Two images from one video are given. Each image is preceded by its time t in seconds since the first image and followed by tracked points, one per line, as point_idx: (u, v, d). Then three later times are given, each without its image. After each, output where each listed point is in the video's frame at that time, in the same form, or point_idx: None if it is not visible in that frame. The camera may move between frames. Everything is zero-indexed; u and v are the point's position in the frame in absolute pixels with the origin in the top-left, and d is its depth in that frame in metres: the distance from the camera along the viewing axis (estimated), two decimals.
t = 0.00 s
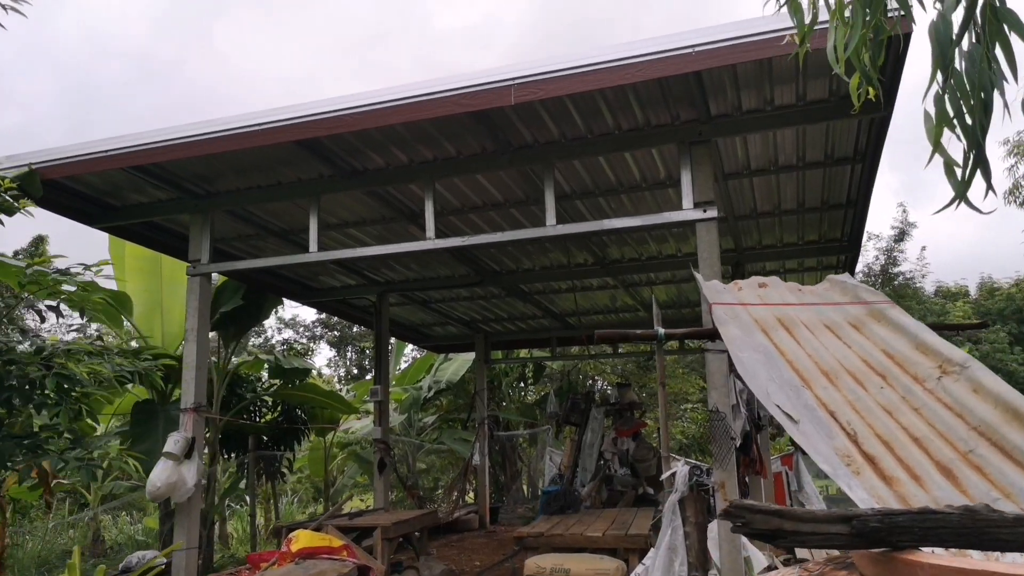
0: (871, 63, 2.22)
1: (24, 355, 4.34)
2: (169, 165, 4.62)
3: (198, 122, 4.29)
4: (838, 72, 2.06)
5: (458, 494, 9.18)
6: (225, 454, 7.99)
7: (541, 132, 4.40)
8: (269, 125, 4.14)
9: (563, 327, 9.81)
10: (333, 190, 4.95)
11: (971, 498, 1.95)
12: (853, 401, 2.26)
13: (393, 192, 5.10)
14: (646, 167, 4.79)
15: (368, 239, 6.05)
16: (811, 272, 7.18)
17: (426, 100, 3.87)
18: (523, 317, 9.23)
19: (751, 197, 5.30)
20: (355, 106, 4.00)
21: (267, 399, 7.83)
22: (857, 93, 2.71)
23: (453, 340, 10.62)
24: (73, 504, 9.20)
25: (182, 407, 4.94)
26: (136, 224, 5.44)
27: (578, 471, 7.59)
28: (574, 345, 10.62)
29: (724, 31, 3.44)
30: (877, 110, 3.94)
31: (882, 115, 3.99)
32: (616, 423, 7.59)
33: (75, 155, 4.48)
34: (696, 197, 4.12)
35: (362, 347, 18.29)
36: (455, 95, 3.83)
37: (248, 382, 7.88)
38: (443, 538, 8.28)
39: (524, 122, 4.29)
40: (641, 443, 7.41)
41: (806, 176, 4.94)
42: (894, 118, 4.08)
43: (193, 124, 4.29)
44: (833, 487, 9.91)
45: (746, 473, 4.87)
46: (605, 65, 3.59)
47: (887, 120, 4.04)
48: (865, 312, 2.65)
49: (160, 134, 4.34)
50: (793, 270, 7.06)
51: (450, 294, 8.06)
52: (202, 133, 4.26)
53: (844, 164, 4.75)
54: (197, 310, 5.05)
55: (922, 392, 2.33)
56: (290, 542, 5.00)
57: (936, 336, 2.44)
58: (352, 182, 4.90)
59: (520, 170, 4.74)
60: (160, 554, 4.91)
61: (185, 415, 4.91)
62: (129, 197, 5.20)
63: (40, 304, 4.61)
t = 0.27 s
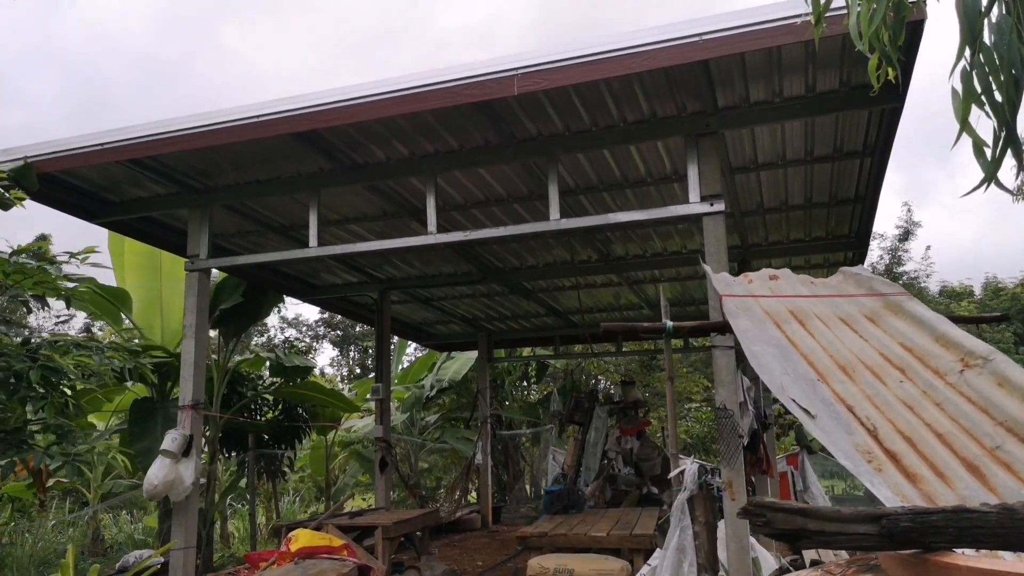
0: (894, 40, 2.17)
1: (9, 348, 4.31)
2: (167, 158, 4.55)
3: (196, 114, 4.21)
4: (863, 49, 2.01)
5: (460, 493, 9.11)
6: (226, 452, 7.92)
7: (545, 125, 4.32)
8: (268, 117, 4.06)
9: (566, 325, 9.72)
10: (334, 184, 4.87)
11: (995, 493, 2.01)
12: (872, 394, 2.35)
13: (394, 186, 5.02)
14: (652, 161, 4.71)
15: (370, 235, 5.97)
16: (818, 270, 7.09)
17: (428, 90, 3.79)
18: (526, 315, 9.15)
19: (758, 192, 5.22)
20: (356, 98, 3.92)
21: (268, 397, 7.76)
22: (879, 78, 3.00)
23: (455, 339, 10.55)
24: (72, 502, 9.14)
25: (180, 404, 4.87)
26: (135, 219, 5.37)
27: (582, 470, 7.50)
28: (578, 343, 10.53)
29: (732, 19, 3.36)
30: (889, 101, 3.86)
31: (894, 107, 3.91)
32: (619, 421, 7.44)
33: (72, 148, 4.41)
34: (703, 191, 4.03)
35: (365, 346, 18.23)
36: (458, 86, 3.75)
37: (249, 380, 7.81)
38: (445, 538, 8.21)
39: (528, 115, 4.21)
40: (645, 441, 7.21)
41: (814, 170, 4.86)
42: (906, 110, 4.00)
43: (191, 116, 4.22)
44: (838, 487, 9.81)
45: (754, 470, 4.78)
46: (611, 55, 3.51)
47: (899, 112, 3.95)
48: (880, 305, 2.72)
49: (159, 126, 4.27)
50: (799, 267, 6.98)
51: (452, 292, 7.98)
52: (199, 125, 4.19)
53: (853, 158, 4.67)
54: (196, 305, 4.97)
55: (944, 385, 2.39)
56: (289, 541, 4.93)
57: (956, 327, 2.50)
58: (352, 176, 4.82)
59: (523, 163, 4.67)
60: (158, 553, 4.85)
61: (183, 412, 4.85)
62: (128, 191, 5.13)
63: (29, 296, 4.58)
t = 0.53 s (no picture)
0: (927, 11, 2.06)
1: None
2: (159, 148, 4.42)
3: (189, 103, 4.09)
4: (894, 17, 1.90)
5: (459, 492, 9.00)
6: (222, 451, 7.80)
7: (548, 115, 4.20)
8: (262, 106, 3.93)
9: (568, 322, 9.60)
10: (330, 177, 4.75)
11: None
12: (895, 387, 2.33)
13: (393, 179, 4.90)
14: (657, 152, 4.59)
15: (368, 229, 5.85)
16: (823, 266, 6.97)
17: (428, 78, 3.66)
18: (527, 312, 9.03)
19: (765, 185, 5.10)
20: (353, 85, 3.80)
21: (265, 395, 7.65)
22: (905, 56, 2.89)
23: (455, 336, 10.43)
24: (67, 501, 9.02)
25: (173, 402, 4.76)
26: (127, 212, 5.25)
27: (583, 470, 7.40)
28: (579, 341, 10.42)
29: (744, 2, 3.23)
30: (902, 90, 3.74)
31: (907, 95, 3.78)
32: (622, 420, 7.30)
33: (61, 139, 4.29)
34: (711, 182, 3.91)
35: (365, 344, 18.13)
36: (458, 73, 3.62)
37: (245, 378, 7.69)
38: (445, 538, 8.09)
39: (530, 105, 4.09)
40: (648, 440, 7.04)
41: (822, 162, 4.74)
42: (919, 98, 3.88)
43: (184, 105, 4.09)
44: (843, 486, 9.69)
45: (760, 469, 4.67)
46: (616, 40, 3.39)
47: (912, 100, 3.83)
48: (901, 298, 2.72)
49: (151, 116, 4.14)
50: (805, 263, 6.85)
51: (452, 288, 7.86)
52: (192, 115, 4.06)
53: (863, 150, 4.56)
54: (189, 301, 4.85)
55: (974, 380, 2.38)
56: (285, 543, 4.81)
57: (983, 325, 2.50)
58: (350, 168, 4.70)
59: (525, 155, 4.54)
60: (150, 554, 4.73)
61: (176, 411, 4.73)
62: (120, 184, 5.01)
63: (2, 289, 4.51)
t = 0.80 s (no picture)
0: None
1: None
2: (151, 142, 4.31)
3: (182, 95, 3.98)
4: None
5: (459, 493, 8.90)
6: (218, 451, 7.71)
7: (550, 108, 4.10)
8: (256, 97, 3.83)
9: (568, 321, 9.50)
10: (327, 172, 4.64)
11: None
12: (919, 385, 2.30)
13: (391, 173, 4.79)
14: (661, 146, 4.49)
15: (365, 226, 5.75)
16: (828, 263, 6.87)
17: (426, 68, 3.56)
18: (527, 311, 8.93)
19: (770, 181, 5.01)
20: (349, 76, 3.69)
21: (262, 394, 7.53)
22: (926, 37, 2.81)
23: (454, 335, 10.33)
24: (62, 501, 8.91)
25: (166, 402, 4.65)
26: (120, 208, 5.14)
27: (584, 470, 7.32)
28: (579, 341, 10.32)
29: None
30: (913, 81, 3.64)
31: (919, 85, 3.69)
32: (623, 419, 7.20)
33: (50, 132, 4.19)
34: (717, 175, 3.81)
35: (364, 344, 18.03)
36: (458, 63, 3.52)
37: (242, 378, 7.59)
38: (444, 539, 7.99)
39: (531, 97, 3.98)
40: (650, 441, 6.92)
41: (829, 157, 4.65)
42: (930, 89, 3.79)
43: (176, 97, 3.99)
44: (845, 486, 9.56)
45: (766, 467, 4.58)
46: (620, 28, 3.28)
47: (924, 91, 3.74)
48: (923, 291, 2.68)
49: (142, 108, 4.04)
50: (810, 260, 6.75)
51: (451, 286, 7.76)
52: (184, 107, 3.96)
53: (871, 143, 4.46)
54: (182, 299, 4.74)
55: (1003, 374, 2.33)
56: (280, 546, 4.71)
57: (1011, 316, 2.44)
58: (346, 163, 4.59)
59: (526, 149, 4.44)
60: (143, 557, 4.63)
61: (169, 411, 4.63)
62: (112, 179, 4.90)
63: None
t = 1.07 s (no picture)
0: None
1: None
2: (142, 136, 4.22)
3: (173, 88, 3.89)
4: None
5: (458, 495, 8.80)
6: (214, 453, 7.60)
7: (550, 101, 4.00)
8: (248, 90, 3.74)
9: (568, 321, 9.39)
10: (322, 168, 4.55)
11: None
12: (945, 377, 2.22)
13: (387, 169, 4.70)
14: (663, 141, 4.40)
15: (362, 224, 5.65)
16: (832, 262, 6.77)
17: (423, 58, 3.47)
18: (527, 310, 8.83)
19: (775, 176, 4.91)
20: (344, 67, 3.60)
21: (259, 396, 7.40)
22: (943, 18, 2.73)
23: (454, 336, 10.23)
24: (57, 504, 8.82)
25: (158, 402, 4.56)
26: (112, 205, 5.05)
27: (584, 472, 7.21)
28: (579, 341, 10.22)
29: None
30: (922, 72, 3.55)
31: (928, 76, 3.60)
32: (624, 420, 7.13)
33: (39, 126, 4.09)
34: (721, 169, 3.72)
35: (364, 346, 17.93)
36: (455, 53, 3.42)
37: (239, 378, 7.50)
38: (443, 542, 7.89)
39: (531, 89, 3.89)
40: (651, 442, 6.84)
41: (835, 151, 4.55)
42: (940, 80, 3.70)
43: (168, 90, 3.90)
44: (848, 488, 9.36)
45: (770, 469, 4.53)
46: (622, 16, 3.19)
47: (933, 82, 3.65)
48: (943, 285, 2.63)
49: (132, 102, 3.95)
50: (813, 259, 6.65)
51: (450, 286, 7.67)
52: (176, 100, 3.86)
53: (878, 137, 4.37)
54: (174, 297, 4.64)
55: None
56: (275, 549, 4.61)
57: None
58: (342, 158, 4.50)
59: (525, 144, 4.35)
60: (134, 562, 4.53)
61: (161, 411, 4.53)
62: (104, 176, 4.81)
63: None
